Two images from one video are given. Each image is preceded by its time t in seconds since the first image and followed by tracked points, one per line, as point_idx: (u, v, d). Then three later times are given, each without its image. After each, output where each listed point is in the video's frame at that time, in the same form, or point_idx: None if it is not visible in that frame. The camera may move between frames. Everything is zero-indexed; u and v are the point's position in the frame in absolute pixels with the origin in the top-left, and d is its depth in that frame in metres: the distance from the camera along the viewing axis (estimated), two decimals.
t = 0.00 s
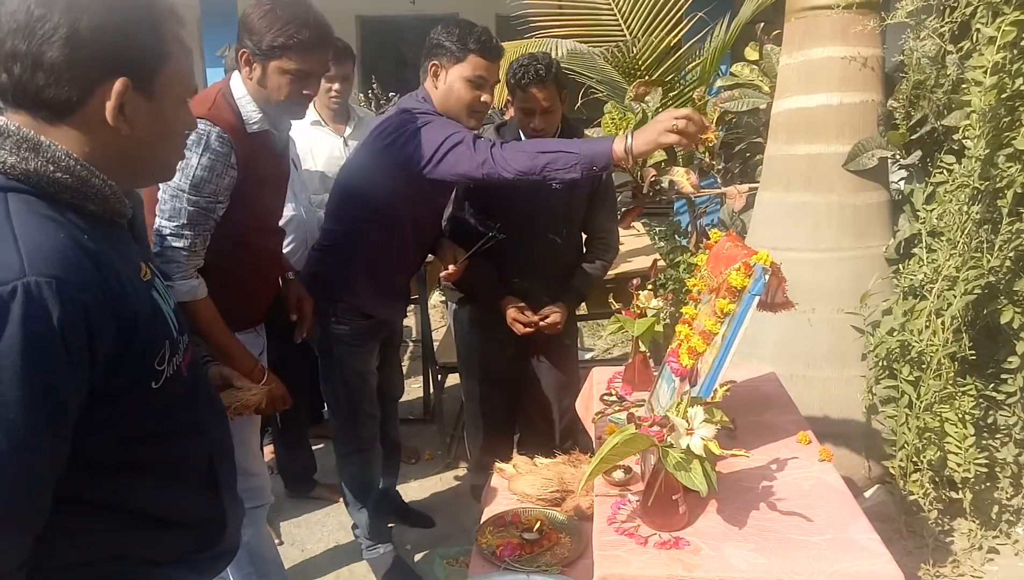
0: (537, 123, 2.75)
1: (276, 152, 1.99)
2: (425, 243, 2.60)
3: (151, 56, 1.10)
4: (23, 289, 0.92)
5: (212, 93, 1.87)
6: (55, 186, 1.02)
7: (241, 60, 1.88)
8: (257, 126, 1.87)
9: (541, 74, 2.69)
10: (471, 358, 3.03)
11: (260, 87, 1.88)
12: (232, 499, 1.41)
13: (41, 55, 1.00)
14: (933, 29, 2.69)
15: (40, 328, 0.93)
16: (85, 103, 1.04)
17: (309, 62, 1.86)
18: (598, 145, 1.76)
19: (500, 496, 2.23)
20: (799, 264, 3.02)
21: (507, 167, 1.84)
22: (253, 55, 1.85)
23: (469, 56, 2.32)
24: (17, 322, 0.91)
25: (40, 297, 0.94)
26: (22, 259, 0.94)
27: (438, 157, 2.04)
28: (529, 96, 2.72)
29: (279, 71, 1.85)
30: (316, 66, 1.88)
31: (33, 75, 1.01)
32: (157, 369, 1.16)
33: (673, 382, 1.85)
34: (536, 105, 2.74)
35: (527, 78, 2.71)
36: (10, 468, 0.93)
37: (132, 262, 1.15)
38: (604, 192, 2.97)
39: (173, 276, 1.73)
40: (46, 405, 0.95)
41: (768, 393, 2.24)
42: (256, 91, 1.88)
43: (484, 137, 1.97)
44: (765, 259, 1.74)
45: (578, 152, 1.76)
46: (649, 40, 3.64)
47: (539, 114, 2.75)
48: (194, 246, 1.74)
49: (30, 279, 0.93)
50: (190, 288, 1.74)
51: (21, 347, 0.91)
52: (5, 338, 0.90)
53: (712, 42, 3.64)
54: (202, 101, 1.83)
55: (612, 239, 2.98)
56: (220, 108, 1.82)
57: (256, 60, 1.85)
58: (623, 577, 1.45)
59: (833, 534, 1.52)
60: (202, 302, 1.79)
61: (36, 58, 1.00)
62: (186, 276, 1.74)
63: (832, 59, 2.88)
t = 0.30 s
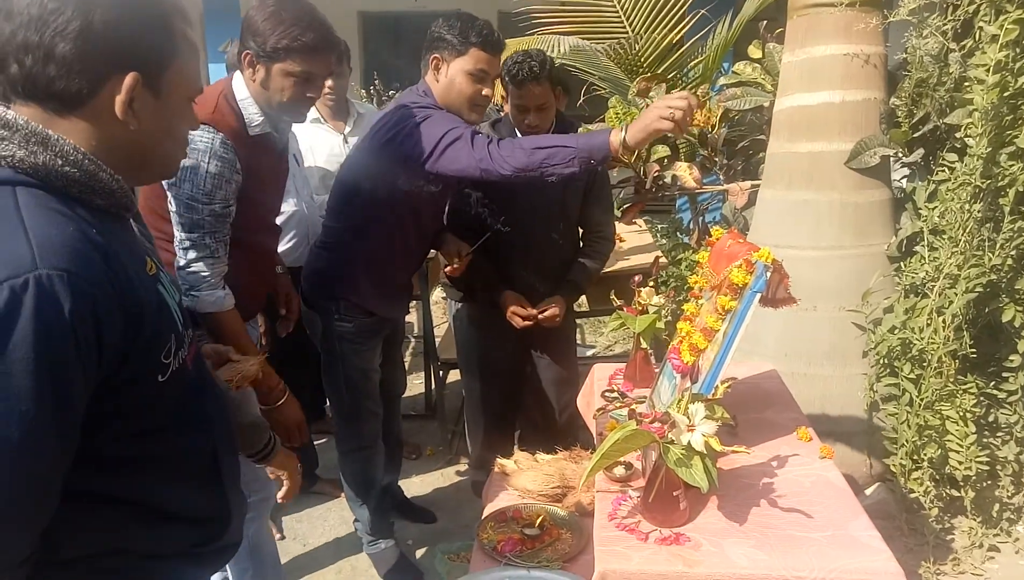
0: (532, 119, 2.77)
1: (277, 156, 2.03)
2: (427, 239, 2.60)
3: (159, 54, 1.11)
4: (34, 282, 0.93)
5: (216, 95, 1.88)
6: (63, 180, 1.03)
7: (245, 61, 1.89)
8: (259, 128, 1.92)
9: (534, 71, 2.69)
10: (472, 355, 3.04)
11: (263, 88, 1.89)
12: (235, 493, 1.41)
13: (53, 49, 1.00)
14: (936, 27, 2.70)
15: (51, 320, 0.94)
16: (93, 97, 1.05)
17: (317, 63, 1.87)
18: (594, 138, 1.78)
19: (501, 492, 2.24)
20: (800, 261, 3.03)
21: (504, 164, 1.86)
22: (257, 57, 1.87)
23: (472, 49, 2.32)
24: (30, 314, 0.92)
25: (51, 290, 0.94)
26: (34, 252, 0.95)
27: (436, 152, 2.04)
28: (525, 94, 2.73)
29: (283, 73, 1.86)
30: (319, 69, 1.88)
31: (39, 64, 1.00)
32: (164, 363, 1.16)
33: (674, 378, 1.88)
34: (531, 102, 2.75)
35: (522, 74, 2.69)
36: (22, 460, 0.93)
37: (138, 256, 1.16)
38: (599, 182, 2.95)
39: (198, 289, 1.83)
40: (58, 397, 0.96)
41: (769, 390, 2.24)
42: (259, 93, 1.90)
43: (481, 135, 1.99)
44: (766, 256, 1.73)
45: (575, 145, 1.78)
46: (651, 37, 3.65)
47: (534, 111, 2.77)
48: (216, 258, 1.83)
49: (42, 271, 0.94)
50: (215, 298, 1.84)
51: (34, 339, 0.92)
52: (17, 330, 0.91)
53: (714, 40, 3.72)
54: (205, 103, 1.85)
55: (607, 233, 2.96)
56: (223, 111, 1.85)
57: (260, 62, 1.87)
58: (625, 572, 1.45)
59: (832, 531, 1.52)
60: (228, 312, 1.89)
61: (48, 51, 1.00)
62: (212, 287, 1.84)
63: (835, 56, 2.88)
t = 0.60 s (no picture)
0: (528, 113, 2.77)
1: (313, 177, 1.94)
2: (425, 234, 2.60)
3: (148, 38, 1.10)
4: (31, 273, 0.92)
5: (254, 116, 1.77)
6: (59, 172, 1.02)
7: (286, 80, 1.79)
8: (300, 150, 1.81)
9: (526, 63, 2.69)
10: (470, 351, 3.04)
11: (307, 110, 1.81)
12: (234, 489, 1.41)
13: (37, 30, 1.01)
14: (935, 23, 2.70)
15: (47, 311, 0.93)
16: (81, 79, 1.04)
17: (361, 87, 1.83)
18: (589, 135, 1.76)
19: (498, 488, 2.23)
20: (797, 258, 3.03)
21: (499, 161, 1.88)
22: (302, 77, 1.79)
23: (465, 42, 2.32)
24: (26, 305, 0.91)
25: (48, 281, 0.94)
26: (30, 243, 0.94)
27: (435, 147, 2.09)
28: (517, 87, 2.73)
29: (327, 96, 1.80)
30: (366, 91, 1.84)
31: (28, 47, 1.02)
32: (162, 356, 1.15)
33: (672, 374, 1.89)
34: (525, 96, 2.75)
35: (513, 68, 2.71)
36: (19, 455, 0.93)
37: (137, 250, 1.15)
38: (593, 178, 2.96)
39: (271, 315, 1.74)
40: (55, 390, 0.95)
41: (767, 386, 2.24)
42: (301, 114, 1.81)
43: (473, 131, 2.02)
44: (764, 252, 1.72)
45: (569, 143, 1.77)
46: (649, 32, 3.66)
47: (528, 104, 2.77)
48: (286, 282, 1.74)
49: (38, 263, 0.93)
50: (293, 323, 1.75)
51: (31, 331, 0.91)
52: (14, 321, 0.90)
53: (712, 36, 3.71)
54: (244, 122, 1.75)
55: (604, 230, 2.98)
56: (265, 132, 1.74)
57: (304, 82, 1.79)
58: (623, 567, 1.45)
59: (829, 527, 1.52)
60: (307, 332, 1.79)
61: (34, 32, 1.01)
62: (285, 311, 1.74)
63: (833, 52, 2.88)
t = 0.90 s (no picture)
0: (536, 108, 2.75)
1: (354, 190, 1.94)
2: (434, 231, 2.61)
3: (158, 31, 1.09)
4: (42, 269, 0.93)
5: (313, 127, 1.70)
6: (72, 169, 1.03)
7: (341, 93, 1.73)
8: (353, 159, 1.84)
9: (533, 58, 2.69)
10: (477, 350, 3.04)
11: (361, 124, 1.75)
12: (247, 486, 1.42)
13: (47, 25, 1.03)
14: (948, 22, 2.68)
15: (58, 307, 0.94)
16: (90, 72, 1.04)
17: (416, 100, 1.73)
18: (598, 128, 1.85)
19: (505, 486, 2.24)
20: (807, 258, 3.02)
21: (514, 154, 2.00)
22: (356, 91, 1.71)
23: (473, 41, 2.32)
24: (38, 301, 0.92)
25: (60, 277, 0.94)
26: (41, 240, 0.95)
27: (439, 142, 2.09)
28: (523, 83, 2.73)
29: (383, 110, 1.72)
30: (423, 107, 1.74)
31: (39, 42, 1.03)
32: (174, 352, 1.16)
33: (680, 374, 1.89)
34: (533, 90, 2.74)
35: (520, 64, 2.71)
36: (32, 449, 0.94)
37: (149, 247, 1.16)
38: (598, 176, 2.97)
39: (386, 309, 1.56)
40: (67, 386, 0.96)
41: (775, 386, 2.24)
42: (356, 128, 1.76)
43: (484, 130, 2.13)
44: (774, 253, 1.72)
45: (579, 136, 1.86)
46: (660, 32, 3.65)
47: (536, 99, 2.76)
48: (390, 274, 1.58)
49: (49, 259, 0.94)
50: (414, 313, 1.55)
51: (42, 327, 0.92)
52: (26, 317, 0.91)
53: (723, 34, 3.72)
54: (304, 135, 1.67)
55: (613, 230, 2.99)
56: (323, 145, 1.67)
57: (359, 96, 1.71)
58: (630, 568, 1.45)
59: (837, 529, 1.51)
60: (427, 326, 1.57)
61: (44, 27, 1.03)
62: (399, 301, 1.56)
63: (845, 51, 2.86)
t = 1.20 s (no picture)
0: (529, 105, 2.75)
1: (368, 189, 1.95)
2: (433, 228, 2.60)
3: (154, 26, 1.08)
4: (35, 262, 0.92)
5: (338, 124, 1.70)
6: (66, 162, 1.02)
7: (364, 93, 1.72)
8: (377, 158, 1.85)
9: (526, 56, 2.70)
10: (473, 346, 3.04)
11: (385, 123, 1.75)
12: (245, 482, 1.41)
13: (43, 18, 1.02)
14: (946, 17, 2.68)
15: (51, 300, 0.93)
16: (84, 65, 1.03)
17: (441, 96, 1.73)
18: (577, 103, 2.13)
19: (503, 482, 2.23)
20: (804, 254, 3.02)
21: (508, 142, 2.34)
22: (380, 90, 1.70)
23: (466, 34, 2.32)
24: (30, 293, 0.91)
25: (52, 270, 0.94)
26: (34, 232, 0.94)
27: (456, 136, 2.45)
28: (515, 81, 2.73)
29: (408, 108, 1.72)
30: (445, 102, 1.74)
31: (34, 35, 1.02)
32: (170, 346, 1.15)
33: (677, 369, 1.89)
34: (526, 89, 2.74)
35: (515, 62, 2.70)
36: (24, 445, 0.93)
37: (145, 240, 1.15)
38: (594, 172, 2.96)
39: (440, 280, 1.51)
40: (60, 379, 0.95)
41: (772, 382, 2.24)
42: (381, 128, 1.76)
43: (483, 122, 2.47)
44: (771, 248, 1.71)
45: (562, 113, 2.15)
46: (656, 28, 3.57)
47: (529, 98, 2.76)
48: (434, 250, 1.57)
49: (42, 251, 0.93)
50: (468, 283, 1.53)
51: (35, 319, 0.92)
52: (18, 309, 0.91)
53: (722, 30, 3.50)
54: (330, 134, 1.66)
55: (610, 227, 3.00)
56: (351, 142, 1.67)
57: (383, 96, 1.71)
58: (626, 563, 1.45)
59: (834, 524, 1.52)
60: (478, 300, 1.55)
61: (40, 20, 1.02)
62: (451, 271, 1.53)
63: (843, 47, 2.86)
